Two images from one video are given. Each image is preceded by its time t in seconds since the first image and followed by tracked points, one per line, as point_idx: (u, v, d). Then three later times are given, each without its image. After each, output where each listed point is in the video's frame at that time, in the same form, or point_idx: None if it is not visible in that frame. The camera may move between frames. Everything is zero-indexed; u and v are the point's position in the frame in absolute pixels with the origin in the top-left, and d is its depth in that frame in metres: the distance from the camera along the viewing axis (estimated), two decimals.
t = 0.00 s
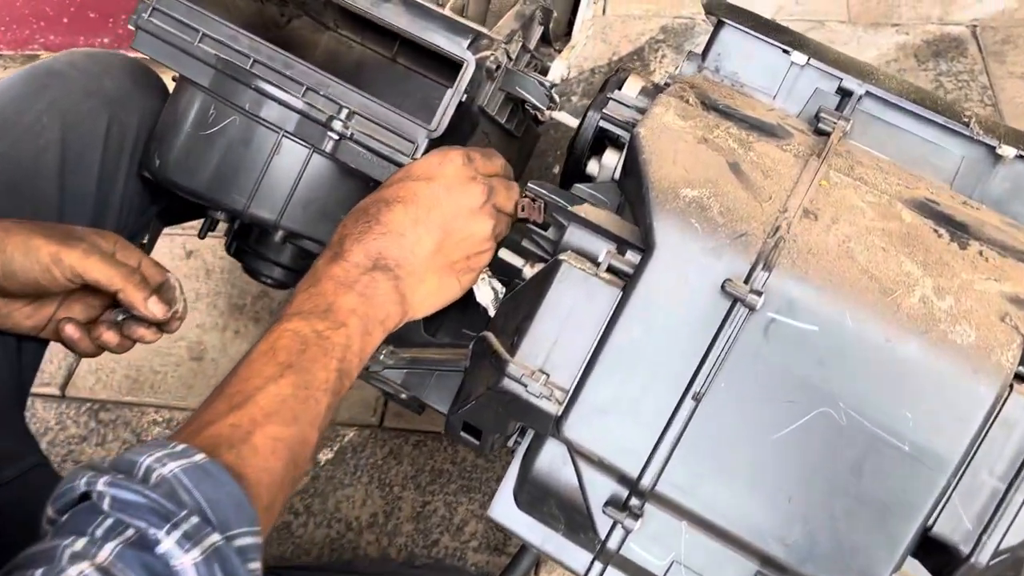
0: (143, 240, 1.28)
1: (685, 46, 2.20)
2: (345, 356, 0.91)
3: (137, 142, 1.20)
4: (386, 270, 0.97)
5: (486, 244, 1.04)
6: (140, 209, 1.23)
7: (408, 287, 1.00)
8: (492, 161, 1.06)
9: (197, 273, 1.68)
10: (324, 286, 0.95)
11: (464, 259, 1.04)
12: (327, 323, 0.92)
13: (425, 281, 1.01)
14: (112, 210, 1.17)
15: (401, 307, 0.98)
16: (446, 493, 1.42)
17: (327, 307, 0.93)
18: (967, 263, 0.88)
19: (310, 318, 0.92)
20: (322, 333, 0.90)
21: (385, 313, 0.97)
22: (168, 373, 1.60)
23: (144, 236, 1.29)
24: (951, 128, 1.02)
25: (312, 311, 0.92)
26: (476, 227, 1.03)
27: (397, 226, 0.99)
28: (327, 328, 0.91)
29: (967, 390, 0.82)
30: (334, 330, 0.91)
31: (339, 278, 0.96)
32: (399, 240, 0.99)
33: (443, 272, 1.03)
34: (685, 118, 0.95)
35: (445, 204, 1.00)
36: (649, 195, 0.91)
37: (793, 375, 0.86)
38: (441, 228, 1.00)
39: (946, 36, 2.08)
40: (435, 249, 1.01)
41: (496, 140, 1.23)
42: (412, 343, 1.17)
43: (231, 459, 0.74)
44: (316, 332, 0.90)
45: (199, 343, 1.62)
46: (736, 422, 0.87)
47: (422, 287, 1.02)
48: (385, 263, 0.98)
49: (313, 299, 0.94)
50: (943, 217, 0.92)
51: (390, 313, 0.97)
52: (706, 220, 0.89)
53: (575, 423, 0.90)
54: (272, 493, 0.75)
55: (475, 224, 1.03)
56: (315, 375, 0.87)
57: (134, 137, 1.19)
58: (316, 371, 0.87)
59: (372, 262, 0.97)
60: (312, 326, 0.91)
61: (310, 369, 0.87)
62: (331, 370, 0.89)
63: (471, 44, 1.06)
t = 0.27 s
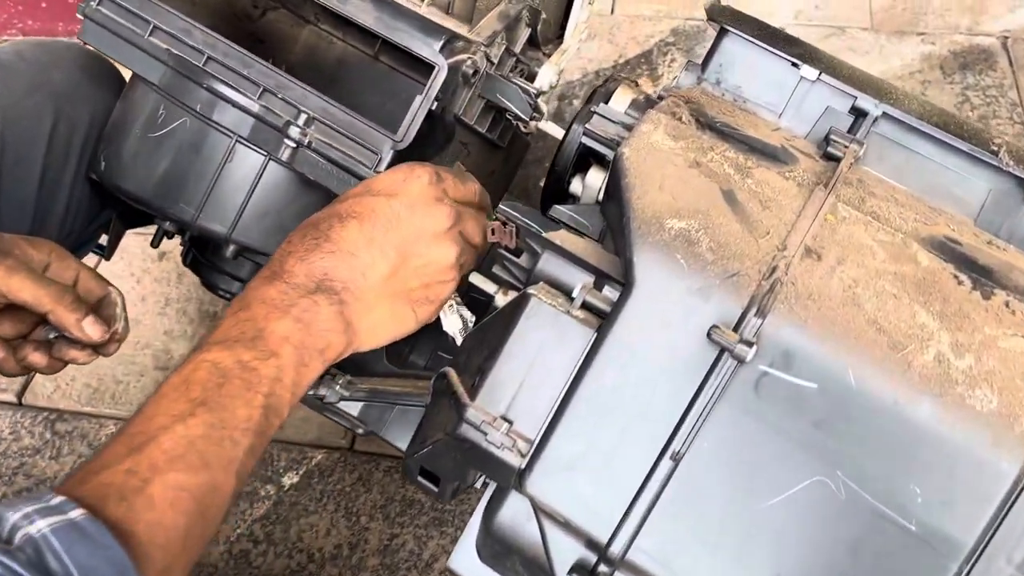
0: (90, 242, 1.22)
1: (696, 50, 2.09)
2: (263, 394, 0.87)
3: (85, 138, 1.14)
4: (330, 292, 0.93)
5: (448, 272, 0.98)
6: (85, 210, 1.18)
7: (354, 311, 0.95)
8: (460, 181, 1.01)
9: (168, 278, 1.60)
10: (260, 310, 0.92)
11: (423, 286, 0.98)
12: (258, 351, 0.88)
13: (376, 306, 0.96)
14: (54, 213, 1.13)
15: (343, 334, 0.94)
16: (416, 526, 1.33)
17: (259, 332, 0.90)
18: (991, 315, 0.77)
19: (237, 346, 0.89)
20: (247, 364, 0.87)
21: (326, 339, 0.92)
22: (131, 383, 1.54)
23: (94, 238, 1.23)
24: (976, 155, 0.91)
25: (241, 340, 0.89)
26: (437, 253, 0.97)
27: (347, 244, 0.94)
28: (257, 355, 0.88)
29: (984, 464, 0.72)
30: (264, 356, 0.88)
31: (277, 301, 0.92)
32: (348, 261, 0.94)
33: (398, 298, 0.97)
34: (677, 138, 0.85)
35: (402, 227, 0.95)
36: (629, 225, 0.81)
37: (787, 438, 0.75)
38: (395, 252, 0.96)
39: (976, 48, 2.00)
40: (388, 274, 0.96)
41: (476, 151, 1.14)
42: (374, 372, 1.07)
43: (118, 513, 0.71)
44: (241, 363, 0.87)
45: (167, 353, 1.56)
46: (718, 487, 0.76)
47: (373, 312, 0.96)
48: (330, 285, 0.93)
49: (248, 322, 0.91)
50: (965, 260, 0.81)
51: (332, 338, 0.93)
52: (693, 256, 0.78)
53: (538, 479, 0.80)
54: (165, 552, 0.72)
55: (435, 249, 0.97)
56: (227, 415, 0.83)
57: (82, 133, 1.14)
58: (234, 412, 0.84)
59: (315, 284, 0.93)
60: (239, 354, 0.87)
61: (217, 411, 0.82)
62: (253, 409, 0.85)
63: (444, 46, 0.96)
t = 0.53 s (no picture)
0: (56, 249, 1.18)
1: (715, 55, 2.00)
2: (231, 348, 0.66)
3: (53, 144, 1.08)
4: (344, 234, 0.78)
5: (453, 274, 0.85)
6: (51, 217, 1.12)
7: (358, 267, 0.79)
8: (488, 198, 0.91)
9: (152, 279, 1.55)
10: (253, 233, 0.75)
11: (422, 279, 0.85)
12: (270, 279, 0.72)
13: (379, 270, 0.81)
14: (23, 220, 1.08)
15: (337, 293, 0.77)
16: (397, 552, 1.30)
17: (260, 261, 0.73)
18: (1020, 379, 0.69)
19: (235, 274, 0.71)
20: (231, 300, 0.68)
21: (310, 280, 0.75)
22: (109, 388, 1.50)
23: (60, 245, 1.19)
24: (1010, 193, 0.83)
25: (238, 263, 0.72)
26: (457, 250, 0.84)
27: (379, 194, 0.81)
28: (267, 281, 0.72)
29: (1002, 547, 0.65)
30: (273, 286, 0.72)
31: (289, 226, 0.76)
32: (370, 211, 0.80)
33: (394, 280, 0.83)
34: (679, 166, 0.77)
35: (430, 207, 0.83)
36: (621, 261, 0.73)
37: (791, 509, 0.68)
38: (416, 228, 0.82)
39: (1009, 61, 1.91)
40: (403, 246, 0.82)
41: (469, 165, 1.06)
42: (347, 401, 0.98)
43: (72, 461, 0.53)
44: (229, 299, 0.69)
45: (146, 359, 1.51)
46: (710, 558, 0.69)
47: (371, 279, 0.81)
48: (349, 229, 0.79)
49: (240, 253, 0.73)
50: (994, 312, 0.73)
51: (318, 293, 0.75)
52: (691, 300, 0.70)
53: (512, 537, 0.73)
54: (132, 507, 0.54)
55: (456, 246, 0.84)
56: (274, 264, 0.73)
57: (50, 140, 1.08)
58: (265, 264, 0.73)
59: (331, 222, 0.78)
60: (267, 267, 0.73)
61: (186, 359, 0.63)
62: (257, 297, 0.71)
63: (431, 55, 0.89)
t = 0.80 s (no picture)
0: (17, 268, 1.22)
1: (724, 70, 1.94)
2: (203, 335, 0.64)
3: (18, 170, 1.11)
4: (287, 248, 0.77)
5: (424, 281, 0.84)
6: (16, 236, 1.16)
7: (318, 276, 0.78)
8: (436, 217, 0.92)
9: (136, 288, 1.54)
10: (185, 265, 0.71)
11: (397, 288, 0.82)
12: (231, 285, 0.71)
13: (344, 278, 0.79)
14: None
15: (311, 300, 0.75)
16: None
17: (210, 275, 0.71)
18: (996, 460, 0.65)
19: (166, 287, 0.67)
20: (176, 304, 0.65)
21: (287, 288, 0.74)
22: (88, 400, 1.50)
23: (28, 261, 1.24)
24: (1001, 252, 0.79)
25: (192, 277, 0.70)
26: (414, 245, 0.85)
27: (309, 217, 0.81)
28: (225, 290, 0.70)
29: None
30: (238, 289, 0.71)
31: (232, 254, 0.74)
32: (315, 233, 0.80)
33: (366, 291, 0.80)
34: (646, 215, 0.73)
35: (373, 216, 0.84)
36: (579, 313, 0.69)
37: None
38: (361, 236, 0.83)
39: None
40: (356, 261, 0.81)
41: (444, 192, 1.04)
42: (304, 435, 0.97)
43: None
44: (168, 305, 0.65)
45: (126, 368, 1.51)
46: None
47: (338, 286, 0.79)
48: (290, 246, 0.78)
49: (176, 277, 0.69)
50: (974, 383, 0.69)
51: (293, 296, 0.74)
52: (649, 360, 0.67)
53: None
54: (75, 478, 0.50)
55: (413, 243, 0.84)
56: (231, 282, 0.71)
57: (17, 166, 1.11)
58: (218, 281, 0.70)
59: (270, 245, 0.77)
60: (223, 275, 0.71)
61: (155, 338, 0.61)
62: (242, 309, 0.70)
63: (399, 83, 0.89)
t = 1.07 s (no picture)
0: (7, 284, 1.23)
1: (729, 84, 1.91)
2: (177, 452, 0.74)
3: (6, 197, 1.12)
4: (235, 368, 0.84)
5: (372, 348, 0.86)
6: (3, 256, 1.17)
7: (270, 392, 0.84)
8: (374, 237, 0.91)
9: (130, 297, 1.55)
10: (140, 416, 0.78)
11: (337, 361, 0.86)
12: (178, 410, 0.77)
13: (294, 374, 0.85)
14: None
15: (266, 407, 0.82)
16: None
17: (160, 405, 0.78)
18: (967, 533, 0.64)
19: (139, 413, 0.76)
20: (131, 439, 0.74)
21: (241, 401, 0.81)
22: (78, 407, 1.51)
23: (18, 276, 1.24)
24: (986, 313, 0.78)
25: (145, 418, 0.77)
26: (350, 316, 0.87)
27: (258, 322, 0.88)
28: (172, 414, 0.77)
29: None
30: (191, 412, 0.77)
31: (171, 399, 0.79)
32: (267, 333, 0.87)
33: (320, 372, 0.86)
34: (623, 269, 0.73)
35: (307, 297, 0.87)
36: (552, 371, 0.69)
37: None
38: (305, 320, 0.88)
39: None
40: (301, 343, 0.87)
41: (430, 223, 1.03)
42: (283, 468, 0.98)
43: None
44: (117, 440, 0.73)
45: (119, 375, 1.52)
46: None
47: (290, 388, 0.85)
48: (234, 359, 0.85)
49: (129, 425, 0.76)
50: (951, 451, 0.69)
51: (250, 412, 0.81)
52: (620, 423, 0.67)
53: None
54: None
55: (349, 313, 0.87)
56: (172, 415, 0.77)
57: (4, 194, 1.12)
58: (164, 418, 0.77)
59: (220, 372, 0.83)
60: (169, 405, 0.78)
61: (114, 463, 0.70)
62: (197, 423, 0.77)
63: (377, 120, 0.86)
